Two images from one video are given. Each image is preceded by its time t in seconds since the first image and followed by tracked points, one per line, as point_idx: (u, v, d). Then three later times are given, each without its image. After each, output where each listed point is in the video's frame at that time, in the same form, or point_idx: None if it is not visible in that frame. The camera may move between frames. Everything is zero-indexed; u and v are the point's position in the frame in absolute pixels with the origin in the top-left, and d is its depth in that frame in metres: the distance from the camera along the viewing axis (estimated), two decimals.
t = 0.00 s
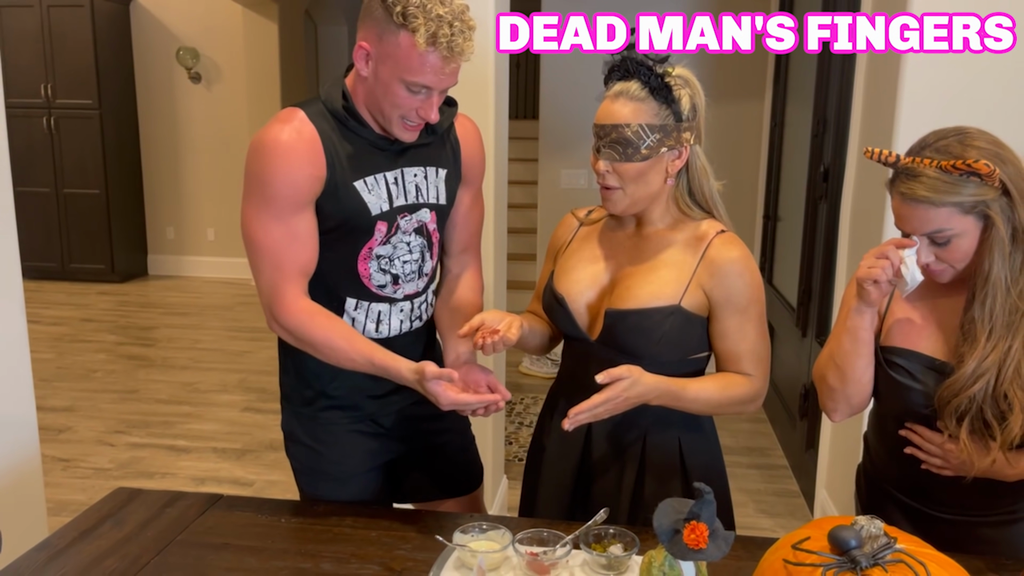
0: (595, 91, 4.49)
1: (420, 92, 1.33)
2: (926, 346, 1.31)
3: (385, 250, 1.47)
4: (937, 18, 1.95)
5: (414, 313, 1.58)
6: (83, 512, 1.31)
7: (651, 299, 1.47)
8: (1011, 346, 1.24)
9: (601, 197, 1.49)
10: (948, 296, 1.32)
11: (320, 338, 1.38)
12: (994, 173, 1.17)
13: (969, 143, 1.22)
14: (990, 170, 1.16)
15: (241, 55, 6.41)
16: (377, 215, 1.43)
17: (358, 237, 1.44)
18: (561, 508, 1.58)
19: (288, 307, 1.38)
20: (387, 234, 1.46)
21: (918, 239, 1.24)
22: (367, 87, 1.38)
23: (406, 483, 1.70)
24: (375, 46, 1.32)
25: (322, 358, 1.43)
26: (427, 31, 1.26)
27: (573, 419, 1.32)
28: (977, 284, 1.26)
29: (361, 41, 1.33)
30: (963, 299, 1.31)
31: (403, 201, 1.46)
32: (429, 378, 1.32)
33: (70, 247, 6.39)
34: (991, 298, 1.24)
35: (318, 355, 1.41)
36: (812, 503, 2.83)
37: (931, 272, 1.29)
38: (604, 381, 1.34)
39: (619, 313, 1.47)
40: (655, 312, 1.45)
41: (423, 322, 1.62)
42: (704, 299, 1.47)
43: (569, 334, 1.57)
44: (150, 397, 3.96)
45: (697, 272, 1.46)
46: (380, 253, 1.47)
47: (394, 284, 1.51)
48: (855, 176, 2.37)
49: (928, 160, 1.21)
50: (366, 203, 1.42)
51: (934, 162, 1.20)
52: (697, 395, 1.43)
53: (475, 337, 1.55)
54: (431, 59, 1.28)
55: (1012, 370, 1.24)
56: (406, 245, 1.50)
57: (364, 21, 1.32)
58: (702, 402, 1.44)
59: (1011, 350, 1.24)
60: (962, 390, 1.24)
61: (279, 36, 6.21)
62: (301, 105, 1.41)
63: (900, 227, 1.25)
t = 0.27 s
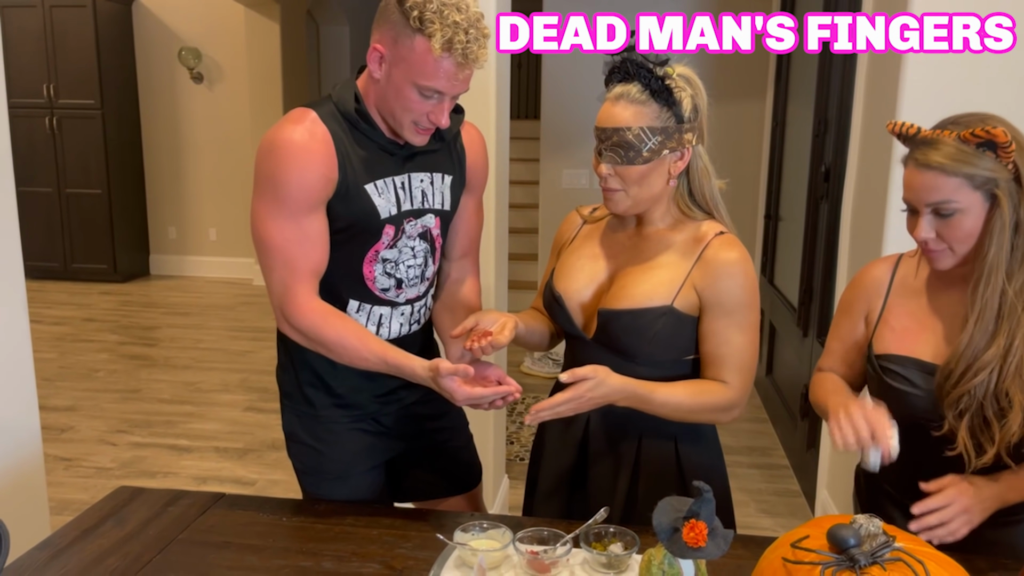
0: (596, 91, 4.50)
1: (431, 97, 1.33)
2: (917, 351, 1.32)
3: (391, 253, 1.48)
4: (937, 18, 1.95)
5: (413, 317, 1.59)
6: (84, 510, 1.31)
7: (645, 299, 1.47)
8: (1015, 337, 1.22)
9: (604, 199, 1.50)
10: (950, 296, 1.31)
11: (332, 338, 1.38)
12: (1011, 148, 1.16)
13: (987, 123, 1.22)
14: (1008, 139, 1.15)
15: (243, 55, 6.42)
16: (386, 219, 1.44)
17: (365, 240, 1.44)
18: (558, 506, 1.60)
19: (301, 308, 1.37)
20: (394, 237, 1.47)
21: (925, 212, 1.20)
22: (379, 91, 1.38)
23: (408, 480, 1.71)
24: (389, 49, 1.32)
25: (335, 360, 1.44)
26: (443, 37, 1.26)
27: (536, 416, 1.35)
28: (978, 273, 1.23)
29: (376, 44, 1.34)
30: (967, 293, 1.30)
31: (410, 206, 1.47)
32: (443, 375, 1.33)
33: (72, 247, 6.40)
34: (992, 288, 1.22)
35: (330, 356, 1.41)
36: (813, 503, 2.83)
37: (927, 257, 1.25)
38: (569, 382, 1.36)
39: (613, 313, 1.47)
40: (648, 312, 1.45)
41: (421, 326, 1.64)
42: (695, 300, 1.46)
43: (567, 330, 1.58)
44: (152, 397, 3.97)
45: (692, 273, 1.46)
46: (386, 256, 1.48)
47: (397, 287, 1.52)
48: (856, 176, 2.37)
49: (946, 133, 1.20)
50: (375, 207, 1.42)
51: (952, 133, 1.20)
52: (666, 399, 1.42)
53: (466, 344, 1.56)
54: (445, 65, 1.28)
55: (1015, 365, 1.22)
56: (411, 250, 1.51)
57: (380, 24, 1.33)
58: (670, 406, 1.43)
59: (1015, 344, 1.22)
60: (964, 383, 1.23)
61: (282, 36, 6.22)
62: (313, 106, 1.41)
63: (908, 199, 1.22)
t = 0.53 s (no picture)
0: (597, 91, 4.50)
1: (436, 104, 1.34)
2: (916, 355, 1.30)
3: (395, 256, 1.49)
4: (937, 18, 1.96)
5: (415, 318, 1.60)
6: (87, 510, 1.32)
7: (640, 301, 1.47)
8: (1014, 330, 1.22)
9: (605, 200, 1.51)
10: (950, 301, 1.30)
11: (346, 342, 1.38)
12: None
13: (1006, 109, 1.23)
14: None
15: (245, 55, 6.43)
16: (391, 221, 1.45)
17: (369, 244, 1.45)
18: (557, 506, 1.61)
19: (313, 313, 1.38)
20: (398, 240, 1.47)
21: (933, 193, 1.20)
22: (382, 96, 1.38)
23: (411, 479, 1.72)
24: (394, 57, 1.32)
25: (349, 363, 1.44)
26: (450, 46, 1.27)
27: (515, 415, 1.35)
28: (983, 263, 1.22)
29: (380, 50, 1.34)
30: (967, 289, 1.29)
31: (414, 208, 1.48)
32: (459, 371, 1.34)
33: (75, 247, 6.41)
34: (998, 280, 1.21)
35: (344, 360, 1.41)
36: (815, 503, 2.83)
37: (928, 249, 1.23)
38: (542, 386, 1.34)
39: (607, 314, 1.48)
40: (643, 314, 1.46)
41: (421, 327, 1.64)
42: (690, 302, 1.46)
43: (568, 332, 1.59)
44: (155, 396, 3.98)
45: (688, 276, 1.45)
46: (390, 259, 1.48)
47: (400, 289, 1.53)
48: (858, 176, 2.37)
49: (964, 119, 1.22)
50: (380, 210, 1.43)
51: (969, 119, 1.21)
52: (643, 403, 1.43)
53: (469, 346, 1.57)
54: (451, 73, 1.29)
55: (1013, 361, 1.22)
56: (414, 252, 1.51)
57: (384, 30, 1.33)
58: (648, 410, 1.43)
59: (1014, 339, 1.22)
60: (961, 375, 1.23)
61: (284, 36, 6.23)
62: (315, 109, 1.41)
63: (916, 181, 1.22)
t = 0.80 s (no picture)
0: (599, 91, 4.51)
1: (440, 104, 1.34)
2: (918, 360, 1.29)
3: (399, 256, 1.49)
4: (938, 18, 1.96)
5: (418, 317, 1.61)
6: (92, 508, 1.32)
7: (639, 302, 1.47)
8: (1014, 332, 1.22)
9: (606, 202, 1.51)
10: (948, 303, 1.29)
11: (360, 342, 1.39)
12: (1016, 135, 1.16)
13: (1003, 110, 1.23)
14: (1014, 122, 1.16)
15: (247, 55, 6.44)
16: (395, 221, 1.46)
17: (373, 245, 1.46)
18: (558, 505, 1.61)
19: (326, 314, 1.38)
20: (402, 240, 1.48)
21: (923, 192, 1.20)
22: (385, 95, 1.38)
23: (413, 480, 1.73)
24: (399, 56, 1.33)
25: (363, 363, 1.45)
26: (455, 47, 1.28)
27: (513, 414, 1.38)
28: (977, 262, 1.22)
29: (384, 49, 1.35)
30: (961, 290, 1.29)
31: (416, 208, 1.49)
32: (475, 367, 1.36)
33: (77, 246, 6.42)
34: (994, 282, 1.21)
35: (358, 359, 1.42)
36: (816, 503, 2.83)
37: (921, 247, 1.23)
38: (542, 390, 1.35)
39: (607, 316, 1.49)
40: (641, 315, 1.46)
41: (424, 326, 1.65)
42: (690, 302, 1.46)
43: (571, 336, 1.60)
44: (157, 396, 3.98)
45: (688, 276, 1.46)
46: (394, 259, 1.49)
47: (405, 289, 1.54)
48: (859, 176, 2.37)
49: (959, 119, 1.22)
50: (385, 210, 1.44)
51: (963, 120, 1.21)
52: (641, 405, 1.43)
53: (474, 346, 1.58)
54: (456, 73, 1.30)
55: (1016, 366, 1.22)
56: (417, 251, 1.52)
57: (389, 30, 1.34)
58: (647, 411, 1.43)
59: (1015, 343, 1.21)
60: (963, 381, 1.23)
61: (286, 36, 6.23)
62: (318, 109, 1.42)
63: (909, 182, 1.23)
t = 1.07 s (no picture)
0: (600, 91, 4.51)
1: (438, 104, 1.35)
2: (919, 362, 1.30)
3: (399, 257, 1.50)
4: (937, 18, 1.96)
5: (419, 317, 1.62)
6: (93, 507, 1.33)
7: (637, 302, 1.48)
8: (1013, 334, 1.21)
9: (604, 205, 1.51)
10: (949, 303, 1.30)
11: (361, 345, 1.41)
12: (1018, 141, 1.17)
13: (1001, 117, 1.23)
14: (1016, 126, 1.16)
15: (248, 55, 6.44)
16: (395, 222, 1.46)
17: (374, 247, 1.46)
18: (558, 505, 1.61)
19: (327, 317, 1.39)
20: (402, 241, 1.49)
21: (924, 194, 1.21)
22: (383, 96, 1.39)
23: (413, 481, 1.73)
24: (396, 57, 1.33)
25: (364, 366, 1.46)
26: (452, 47, 1.28)
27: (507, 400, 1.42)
28: (979, 267, 1.22)
29: (381, 51, 1.35)
30: (962, 293, 1.29)
31: (416, 208, 1.49)
32: (475, 373, 1.38)
33: (79, 247, 6.43)
34: (993, 285, 1.21)
35: (359, 361, 1.44)
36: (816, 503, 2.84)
37: (920, 248, 1.24)
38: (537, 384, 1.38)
39: (605, 316, 1.50)
40: (640, 315, 1.47)
41: (425, 326, 1.66)
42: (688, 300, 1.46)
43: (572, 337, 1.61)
44: (158, 396, 3.99)
45: (685, 275, 1.46)
46: (394, 260, 1.50)
47: (405, 290, 1.54)
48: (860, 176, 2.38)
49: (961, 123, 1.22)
50: (385, 212, 1.44)
51: (965, 124, 1.22)
52: (637, 400, 1.44)
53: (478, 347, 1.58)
54: (453, 73, 1.30)
55: (1013, 371, 1.22)
56: (417, 252, 1.53)
57: (385, 32, 1.34)
58: (641, 405, 1.44)
59: (1014, 348, 1.22)
60: (961, 385, 1.23)
61: (287, 36, 6.24)
62: (315, 111, 1.42)
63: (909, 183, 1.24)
